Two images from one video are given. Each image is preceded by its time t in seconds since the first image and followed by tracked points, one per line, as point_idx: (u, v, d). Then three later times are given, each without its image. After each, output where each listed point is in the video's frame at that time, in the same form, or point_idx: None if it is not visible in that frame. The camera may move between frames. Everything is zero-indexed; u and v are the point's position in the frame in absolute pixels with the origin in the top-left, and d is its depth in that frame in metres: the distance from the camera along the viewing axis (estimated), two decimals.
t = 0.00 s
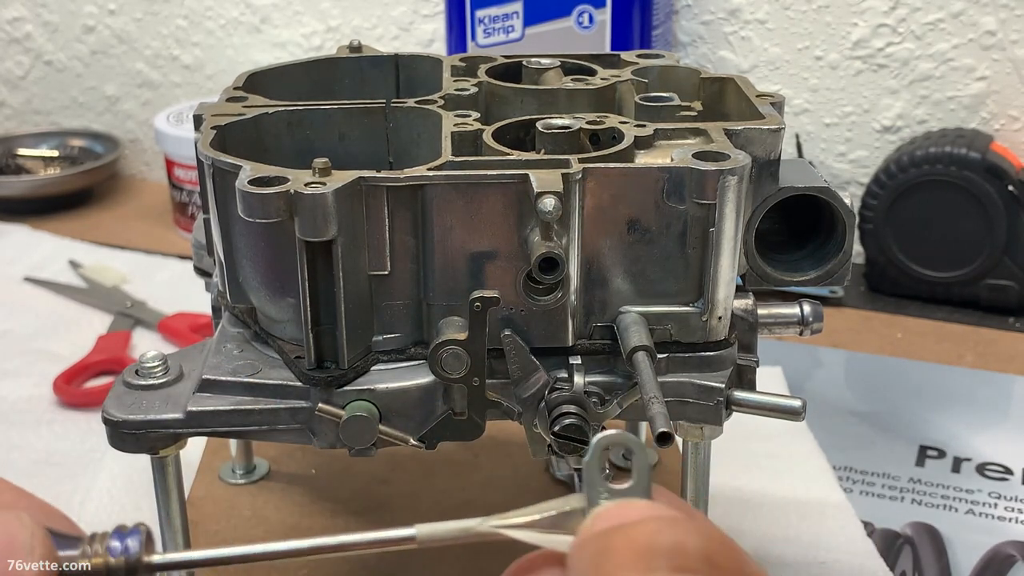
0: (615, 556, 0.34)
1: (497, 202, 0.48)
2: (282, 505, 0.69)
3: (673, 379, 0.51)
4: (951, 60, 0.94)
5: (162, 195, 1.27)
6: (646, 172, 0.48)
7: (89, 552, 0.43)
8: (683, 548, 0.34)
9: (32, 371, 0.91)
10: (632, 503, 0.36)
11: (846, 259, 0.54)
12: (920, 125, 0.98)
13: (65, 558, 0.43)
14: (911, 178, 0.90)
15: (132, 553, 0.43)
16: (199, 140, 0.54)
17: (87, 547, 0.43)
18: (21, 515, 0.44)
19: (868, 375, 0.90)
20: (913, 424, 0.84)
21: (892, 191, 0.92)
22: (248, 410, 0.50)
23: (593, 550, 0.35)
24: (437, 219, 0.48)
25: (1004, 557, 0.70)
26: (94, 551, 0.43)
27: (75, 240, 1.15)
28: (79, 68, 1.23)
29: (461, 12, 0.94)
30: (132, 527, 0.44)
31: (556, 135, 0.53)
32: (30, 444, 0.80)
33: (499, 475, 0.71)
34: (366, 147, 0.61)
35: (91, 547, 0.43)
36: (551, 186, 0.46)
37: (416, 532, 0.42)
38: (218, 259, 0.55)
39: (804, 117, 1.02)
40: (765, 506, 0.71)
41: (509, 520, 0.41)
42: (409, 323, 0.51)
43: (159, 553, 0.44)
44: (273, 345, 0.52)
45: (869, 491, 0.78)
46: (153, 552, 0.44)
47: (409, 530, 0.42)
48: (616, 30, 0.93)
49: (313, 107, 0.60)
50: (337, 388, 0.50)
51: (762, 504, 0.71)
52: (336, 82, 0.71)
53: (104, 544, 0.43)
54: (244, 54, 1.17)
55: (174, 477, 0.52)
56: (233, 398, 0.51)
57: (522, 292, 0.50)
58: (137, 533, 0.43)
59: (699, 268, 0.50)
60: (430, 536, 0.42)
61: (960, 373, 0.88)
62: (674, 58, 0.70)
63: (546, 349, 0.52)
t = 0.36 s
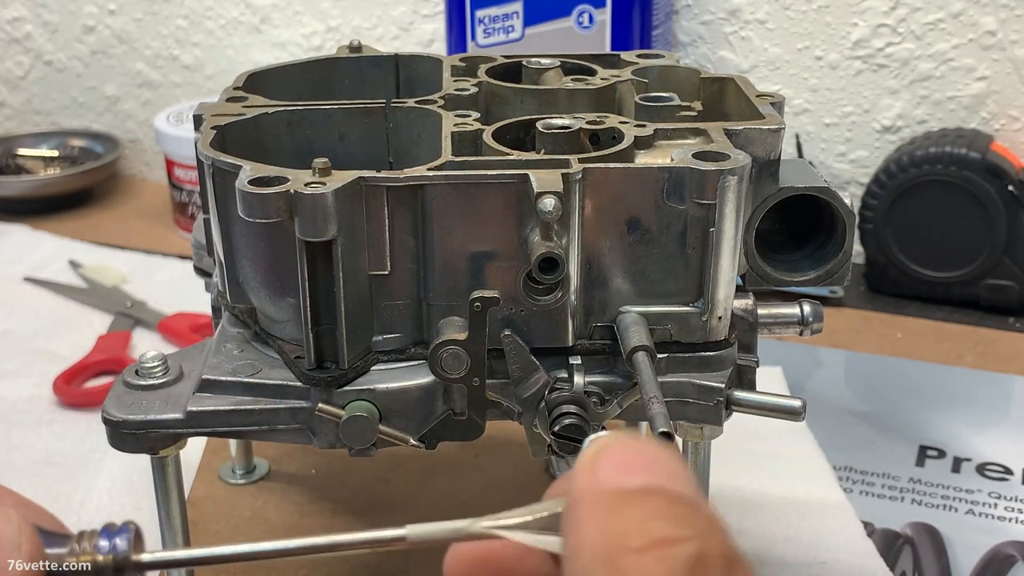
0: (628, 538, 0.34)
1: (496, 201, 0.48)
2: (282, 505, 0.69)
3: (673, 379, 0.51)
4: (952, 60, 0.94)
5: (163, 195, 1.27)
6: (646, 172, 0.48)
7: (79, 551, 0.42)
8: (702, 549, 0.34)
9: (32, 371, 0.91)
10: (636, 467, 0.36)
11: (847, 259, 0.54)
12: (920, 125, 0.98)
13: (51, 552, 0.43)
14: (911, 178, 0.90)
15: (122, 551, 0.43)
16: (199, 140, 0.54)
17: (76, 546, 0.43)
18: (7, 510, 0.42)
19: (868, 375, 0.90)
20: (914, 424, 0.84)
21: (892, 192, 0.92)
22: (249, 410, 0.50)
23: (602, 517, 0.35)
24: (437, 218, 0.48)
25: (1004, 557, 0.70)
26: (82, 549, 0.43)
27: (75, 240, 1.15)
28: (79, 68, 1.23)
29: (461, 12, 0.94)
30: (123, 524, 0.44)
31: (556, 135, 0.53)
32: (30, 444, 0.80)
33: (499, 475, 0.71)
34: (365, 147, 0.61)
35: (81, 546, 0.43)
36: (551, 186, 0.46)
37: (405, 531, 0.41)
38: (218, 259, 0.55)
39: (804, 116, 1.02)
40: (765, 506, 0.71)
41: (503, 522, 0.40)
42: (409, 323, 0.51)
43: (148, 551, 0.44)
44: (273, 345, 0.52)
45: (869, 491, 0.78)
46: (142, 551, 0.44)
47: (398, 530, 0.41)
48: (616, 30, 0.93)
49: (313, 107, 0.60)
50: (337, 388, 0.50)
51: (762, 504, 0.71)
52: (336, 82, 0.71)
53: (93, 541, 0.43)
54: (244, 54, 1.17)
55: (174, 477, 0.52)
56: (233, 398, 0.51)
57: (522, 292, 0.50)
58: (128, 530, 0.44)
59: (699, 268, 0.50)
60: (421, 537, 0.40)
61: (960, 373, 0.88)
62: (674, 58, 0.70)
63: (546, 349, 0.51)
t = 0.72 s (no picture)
0: (611, 562, 0.36)
1: (496, 201, 0.48)
2: (281, 505, 0.69)
3: (673, 379, 0.51)
4: (952, 60, 0.94)
5: (163, 195, 1.27)
6: (646, 172, 0.48)
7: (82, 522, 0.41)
8: (685, 568, 0.36)
9: (32, 371, 0.91)
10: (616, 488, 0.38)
11: (847, 259, 0.54)
12: (920, 125, 0.98)
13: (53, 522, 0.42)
14: (911, 178, 0.90)
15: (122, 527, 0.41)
16: (199, 140, 0.54)
17: (79, 516, 0.41)
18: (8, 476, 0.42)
19: (869, 375, 0.90)
20: (913, 424, 0.84)
21: (893, 191, 0.92)
22: (249, 410, 0.50)
23: (590, 540, 0.37)
24: (437, 218, 0.48)
25: (1004, 557, 0.70)
26: (85, 520, 0.41)
27: (75, 241, 1.15)
28: (79, 68, 1.23)
29: (461, 12, 0.94)
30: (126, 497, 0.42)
31: (556, 135, 0.53)
32: (30, 444, 0.80)
33: (499, 475, 0.71)
34: (366, 147, 0.61)
35: (84, 517, 0.41)
36: (550, 185, 0.46)
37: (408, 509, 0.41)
38: (218, 259, 0.55)
39: (804, 116, 1.02)
40: (765, 507, 0.71)
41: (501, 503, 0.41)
42: (410, 323, 0.51)
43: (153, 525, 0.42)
44: (273, 345, 0.52)
45: (868, 491, 0.78)
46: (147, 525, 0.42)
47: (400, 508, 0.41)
48: (617, 30, 0.93)
49: (313, 106, 0.60)
50: (337, 388, 0.50)
51: (762, 504, 0.71)
52: (336, 82, 0.71)
53: (95, 513, 0.41)
54: (244, 54, 1.17)
55: (174, 477, 0.52)
56: (233, 398, 0.51)
57: (521, 292, 0.50)
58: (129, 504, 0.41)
59: (699, 268, 0.50)
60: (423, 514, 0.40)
61: (960, 373, 0.88)
62: (674, 58, 0.70)
63: (546, 349, 0.51)
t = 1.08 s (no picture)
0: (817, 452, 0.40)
1: (497, 202, 0.48)
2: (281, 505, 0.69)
3: (673, 379, 0.51)
4: (952, 60, 0.94)
5: (163, 194, 1.27)
6: (646, 172, 0.48)
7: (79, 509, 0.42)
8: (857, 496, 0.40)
9: (32, 371, 0.91)
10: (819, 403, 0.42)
11: (847, 259, 0.54)
12: (920, 125, 0.98)
13: (50, 509, 0.43)
14: (911, 178, 0.90)
15: (118, 508, 0.41)
16: (199, 140, 0.54)
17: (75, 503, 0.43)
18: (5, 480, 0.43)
19: (868, 375, 0.90)
20: (913, 424, 0.84)
21: (893, 191, 0.92)
22: (249, 410, 0.50)
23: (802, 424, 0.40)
24: (437, 219, 0.48)
25: (1004, 557, 0.70)
26: (81, 506, 0.42)
27: (75, 241, 1.15)
28: (79, 68, 1.23)
29: (461, 12, 0.94)
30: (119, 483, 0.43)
31: (556, 135, 0.53)
32: (30, 444, 0.80)
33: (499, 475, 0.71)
34: (366, 147, 0.61)
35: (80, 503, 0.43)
36: (550, 186, 0.46)
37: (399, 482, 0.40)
38: (218, 259, 0.55)
39: (804, 116, 1.02)
40: (765, 507, 0.71)
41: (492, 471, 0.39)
42: (409, 323, 0.51)
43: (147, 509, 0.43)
44: (273, 345, 0.52)
45: (869, 491, 0.78)
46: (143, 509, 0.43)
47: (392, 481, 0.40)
48: (616, 30, 0.93)
49: (313, 106, 0.60)
50: (337, 388, 0.50)
51: (762, 504, 0.71)
52: (335, 82, 0.71)
53: (91, 499, 0.42)
54: (244, 54, 1.17)
55: (174, 477, 0.52)
56: (233, 398, 0.51)
57: (521, 292, 0.50)
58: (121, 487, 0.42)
59: (699, 268, 0.50)
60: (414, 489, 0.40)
61: (960, 373, 0.88)
62: (674, 58, 0.70)
63: (546, 349, 0.51)
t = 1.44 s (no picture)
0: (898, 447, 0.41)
1: (496, 202, 0.48)
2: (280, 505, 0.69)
3: (673, 379, 0.51)
4: (952, 60, 0.94)
5: (163, 194, 1.27)
6: (645, 173, 0.48)
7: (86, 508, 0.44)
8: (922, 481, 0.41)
9: (32, 371, 0.91)
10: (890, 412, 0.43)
11: (847, 259, 0.54)
12: (920, 125, 0.98)
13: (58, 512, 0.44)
14: (911, 178, 0.90)
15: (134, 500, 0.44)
16: (199, 140, 0.54)
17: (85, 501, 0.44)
18: None
19: (868, 376, 0.90)
20: (913, 424, 0.84)
21: (893, 191, 0.92)
22: (249, 410, 0.50)
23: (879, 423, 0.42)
24: (437, 218, 0.48)
25: (1004, 557, 0.70)
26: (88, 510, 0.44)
27: (75, 241, 1.15)
28: (79, 68, 1.23)
29: (461, 12, 0.94)
30: (128, 482, 0.44)
31: (556, 135, 0.53)
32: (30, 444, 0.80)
33: (499, 475, 0.71)
34: (366, 147, 0.61)
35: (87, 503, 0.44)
36: (550, 186, 0.46)
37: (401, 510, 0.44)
38: (218, 259, 0.55)
39: (804, 116, 1.02)
40: (765, 506, 0.71)
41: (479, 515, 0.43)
42: (409, 323, 0.51)
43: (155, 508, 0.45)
44: (273, 345, 0.52)
45: (869, 491, 0.78)
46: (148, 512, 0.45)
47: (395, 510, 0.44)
48: (616, 31, 0.93)
49: (313, 106, 0.60)
50: (337, 388, 0.50)
51: (762, 504, 0.71)
52: (335, 82, 0.71)
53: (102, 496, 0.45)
54: (244, 54, 1.17)
55: (174, 477, 0.52)
56: (233, 398, 0.51)
57: (522, 292, 0.50)
58: (133, 495, 0.44)
59: (699, 269, 0.50)
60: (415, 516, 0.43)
61: (960, 373, 0.88)
62: (674, 58, 0.70)
63: (546, 349, 0.52)
